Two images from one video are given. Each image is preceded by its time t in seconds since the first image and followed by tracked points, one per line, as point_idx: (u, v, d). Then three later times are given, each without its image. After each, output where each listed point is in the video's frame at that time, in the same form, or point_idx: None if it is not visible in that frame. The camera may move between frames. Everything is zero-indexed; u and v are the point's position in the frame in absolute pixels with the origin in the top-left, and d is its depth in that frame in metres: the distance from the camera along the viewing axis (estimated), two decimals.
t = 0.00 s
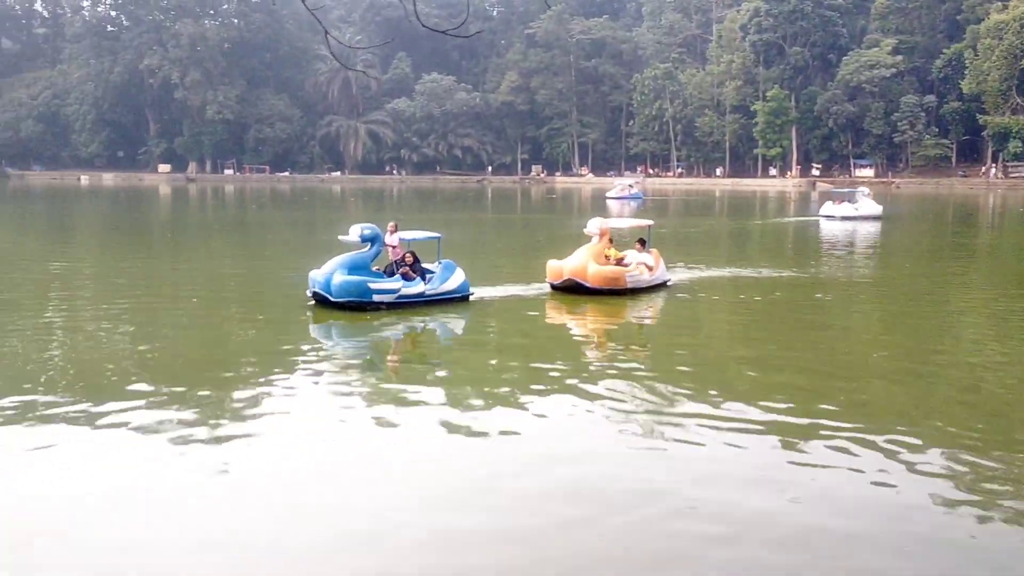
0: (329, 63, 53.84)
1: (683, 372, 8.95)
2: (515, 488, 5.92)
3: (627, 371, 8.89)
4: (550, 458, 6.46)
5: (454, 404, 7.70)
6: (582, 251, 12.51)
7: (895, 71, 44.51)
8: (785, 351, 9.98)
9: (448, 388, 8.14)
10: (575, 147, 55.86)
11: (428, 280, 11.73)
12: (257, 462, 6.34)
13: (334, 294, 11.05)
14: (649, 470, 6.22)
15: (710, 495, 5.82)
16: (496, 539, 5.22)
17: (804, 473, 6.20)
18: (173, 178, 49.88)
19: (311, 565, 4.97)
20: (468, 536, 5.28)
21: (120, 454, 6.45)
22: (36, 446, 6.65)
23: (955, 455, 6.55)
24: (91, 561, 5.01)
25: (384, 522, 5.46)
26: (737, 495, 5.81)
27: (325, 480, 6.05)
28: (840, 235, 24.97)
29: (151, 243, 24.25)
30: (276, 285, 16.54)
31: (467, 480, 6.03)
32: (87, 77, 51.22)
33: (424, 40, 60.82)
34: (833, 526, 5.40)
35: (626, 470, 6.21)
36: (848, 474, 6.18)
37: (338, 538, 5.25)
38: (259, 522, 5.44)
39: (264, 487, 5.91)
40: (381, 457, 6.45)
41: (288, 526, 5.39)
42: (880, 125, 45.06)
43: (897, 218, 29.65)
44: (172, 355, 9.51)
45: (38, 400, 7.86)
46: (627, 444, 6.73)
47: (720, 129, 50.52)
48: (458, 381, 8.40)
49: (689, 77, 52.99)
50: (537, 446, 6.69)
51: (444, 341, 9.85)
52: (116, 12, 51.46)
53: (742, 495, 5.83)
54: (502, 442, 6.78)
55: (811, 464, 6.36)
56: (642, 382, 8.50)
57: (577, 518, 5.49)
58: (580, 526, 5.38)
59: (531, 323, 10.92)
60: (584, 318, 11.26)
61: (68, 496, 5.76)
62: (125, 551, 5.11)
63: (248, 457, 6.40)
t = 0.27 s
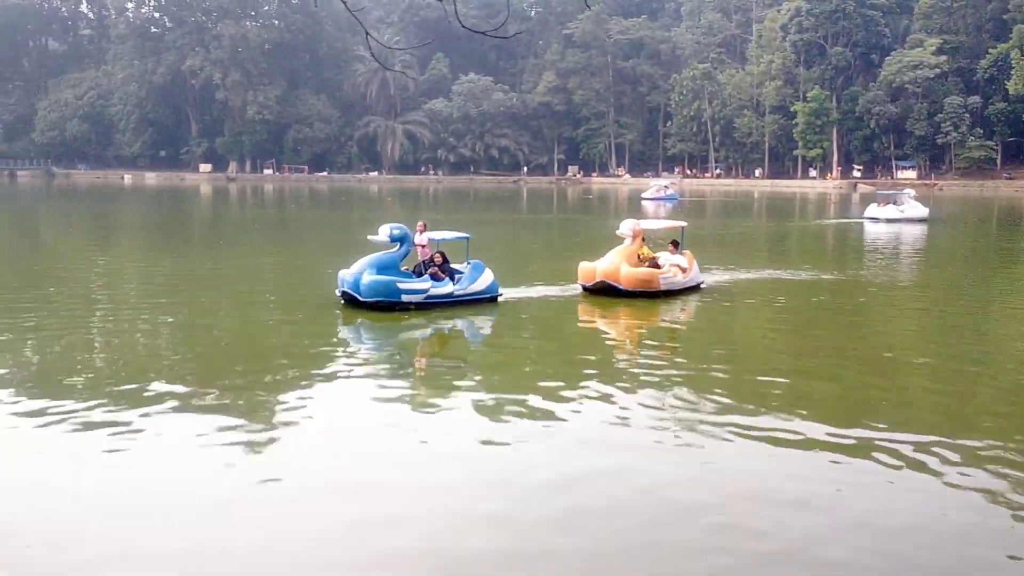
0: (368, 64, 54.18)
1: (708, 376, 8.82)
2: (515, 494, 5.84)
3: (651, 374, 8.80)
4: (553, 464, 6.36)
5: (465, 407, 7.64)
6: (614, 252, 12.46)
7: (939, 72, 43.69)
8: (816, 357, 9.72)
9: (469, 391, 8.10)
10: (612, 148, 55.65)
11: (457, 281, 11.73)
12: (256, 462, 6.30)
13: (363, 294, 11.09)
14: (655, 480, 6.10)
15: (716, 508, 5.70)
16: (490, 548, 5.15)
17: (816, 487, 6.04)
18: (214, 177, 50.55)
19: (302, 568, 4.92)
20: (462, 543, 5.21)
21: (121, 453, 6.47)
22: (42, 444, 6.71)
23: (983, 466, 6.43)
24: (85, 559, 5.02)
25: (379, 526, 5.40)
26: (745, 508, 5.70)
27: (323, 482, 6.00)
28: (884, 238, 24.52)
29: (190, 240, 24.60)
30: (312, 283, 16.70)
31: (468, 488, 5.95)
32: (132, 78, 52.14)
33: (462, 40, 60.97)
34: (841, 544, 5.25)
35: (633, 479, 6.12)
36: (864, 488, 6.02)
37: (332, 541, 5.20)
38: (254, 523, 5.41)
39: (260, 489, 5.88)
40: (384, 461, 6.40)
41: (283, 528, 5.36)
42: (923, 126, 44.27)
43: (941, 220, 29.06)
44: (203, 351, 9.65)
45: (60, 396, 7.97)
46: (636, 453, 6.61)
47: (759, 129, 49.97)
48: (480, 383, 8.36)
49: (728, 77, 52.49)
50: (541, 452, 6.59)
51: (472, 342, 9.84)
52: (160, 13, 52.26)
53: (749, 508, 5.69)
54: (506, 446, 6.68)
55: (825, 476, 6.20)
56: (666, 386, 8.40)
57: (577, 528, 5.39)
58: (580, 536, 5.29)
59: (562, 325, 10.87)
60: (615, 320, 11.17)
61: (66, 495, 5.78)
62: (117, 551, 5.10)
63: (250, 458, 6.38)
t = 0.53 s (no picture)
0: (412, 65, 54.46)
1: (744, 380, 8.66)
2: (528, 499, 5.74)
3: (683, 377, 8.70)
4: (571, 469, 6.25)
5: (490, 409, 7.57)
6: (654, 254, 12.33)
7: (994, 70, 42.50)
8: (859, 363, 9.47)
9: (498, 392, 8.05)
10: (657, 148, 55.23)
11: (493, 282, 11.70)
12: (271, 463, 6.28)
13: (399, 295, 11.12)
14: (676, 487, 5.96)
15: (737, 517, 5.55)
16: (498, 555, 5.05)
17: (845, 498, 5.86)
18: (261, 178, 51.22)
19: (309, 571, 4.88)
20: (471, 549, 5.12)
21: (141, 451, 6.51)
22: (62, 441, 6.78)
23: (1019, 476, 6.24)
24: (95, 555, 5.04)
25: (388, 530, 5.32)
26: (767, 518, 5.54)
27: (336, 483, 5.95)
28: (939, 240, 23.86)
29: (238, 240, 25.01)
30: (353, 283, 16.82)
31: (482, 492, 5.87)
32: (182, 80, 53.11)
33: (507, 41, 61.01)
34: (866, 558, 5.08)
35: (654, 486, 5.99)
36: (896, 500, 5.82)
37: (334, 537, 5.22)
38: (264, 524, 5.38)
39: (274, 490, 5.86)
40: (400, 463, 6.34)
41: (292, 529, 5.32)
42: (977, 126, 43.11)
43: (998, 223, 28.20)
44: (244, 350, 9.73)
45: (93, 391, 8.09)
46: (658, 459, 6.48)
47: (808, 129, 49.10)
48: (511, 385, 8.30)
49: (776, 77, 51.70)
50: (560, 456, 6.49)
51: (507, 343, 9.81)
52: (211, 16, 53.22)
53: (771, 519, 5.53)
54: (525, 450, 6.59)
55: (857, 487, 6.02)
56: (699, 390, 8.26)
57: (589, 535, 5.28)
58: (592, 543, 5.18)
59: (601, 327, 10.77)
60: (655, 323, 11.04)
61: (83, 492, 5.83)
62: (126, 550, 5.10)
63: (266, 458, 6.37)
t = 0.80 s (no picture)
0: (476, 67, 54.64)
1: (803, 383, 8.50)
2: (562, 499, 5.81)
3: (740, 379, 8.57)
4: (614, 478, 6.14)
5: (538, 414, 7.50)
6: (717, 255, 12.13)
7: None
8: (929, 368, 9.19)
9: (549, 396, 7.97)
10: (723, 148, 54.37)
11: (548, 282, 11.66)
12: (310, 463, 6.36)
13: (455, 296, 11.15)
14: (722, 500, 5.81)
15: (785, 534, 5.36)
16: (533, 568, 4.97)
17: (902, 513, 5.63)
18: (328, 181, 51.98)
19: (343, 564, 5.02)
20: (505, 561, 5.04)
21: (189, 450, 6.66)
22: (116, 442, 6.92)
23: None
24: (136, 558, 5.11)
25: (423, 539, 5.28)
26: (817, 535, 5.35)
27: (375, 489, 5.93)
28: (1016, 242, 22.99)
29: (304, 241, 25.36)
30: (414, 284, 16.91)
31: (523, 501, 5.79)
32: (251, 85, 54.23)
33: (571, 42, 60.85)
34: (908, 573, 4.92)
35: (700, 498, 5.83)
36: (956, 517, 5.57)
37: (371, 531, 5.37)
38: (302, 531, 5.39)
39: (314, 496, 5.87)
40: (441, 469, 6.30)
41: (329, 536, 5.31)
42: None
43: None
44: (304, 351, 9.83)
45: (155, 387, 8.38)
46: (705, 470, 6.31)
47: (880, 127, 47.78)
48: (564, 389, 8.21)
49: (847, 74, 50.47)
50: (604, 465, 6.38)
51: (566, 344, 9.77)
52: (280, 22, 54.34)
53: (820, 536, 5.33)
54: (566, 450, 6.64)
55: (916, 502, 5.77)
56: (757, 396, 8.06)
57: (619, 543, 5.22)
58: (622, 551, 5.13)
59: (663, 330, 10.61)
60: (719, 325, 10.86)
61: (136, 485, 6.08)
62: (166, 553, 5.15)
63: (309, 463, 6.39)
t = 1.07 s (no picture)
0: (536, 66, 54.56)
1: (860, 388, 8.28)
2: (598, 499, 5.79)
3: (795, 383, 8.39)
4: (652, 478, 6.09)
5: (581, 413, 7.47)
6: (777, 256, 11.90)
7: None
8: (997, 374, 8.86)
9: (595, 396, 7.92)
10: (787, 145, 53.46)
11: (601, 282, 11.56)
12: (351, 458, 6.45)
13: (506, 296, 11.11)
14: (763, 506, 5.68)
15: (826, 543, 5.23)
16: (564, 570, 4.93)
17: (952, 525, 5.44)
18: (388, 180, 52.52)
19: (377, 557, 5.09)
20: (535, 559, 5.04)
21: (236, 442, 6.81)
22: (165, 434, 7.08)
23: None
24: (175, 545, 5.24)
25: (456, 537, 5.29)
26: (860, 546, 5.20)
27: (412, 486, 5.96)
28: None
29: (363, 241, 25.65)
30: (469, 283, 16.96)
31: (558, 502, 5.76)
32: (314, 86, 55.05)
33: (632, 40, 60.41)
34: None
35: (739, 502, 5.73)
36: (1006, 529, 5.39)
37: (406, 526, 5.43)
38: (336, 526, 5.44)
39: (351, 491, 5.91)
40: (479, 465, 6.33)
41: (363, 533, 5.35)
42: None
43: None
44: (358, 348, 9.94)
45: (207, 381, 8.59)
46: (747, 473, 6.20)
47: (950, 124, 46.31)
48: (612, 391, 8.13)
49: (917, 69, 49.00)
50: (643, 466, 6.30)
51: (617, 345, 9.68)
52: (342, 23, 55.05)
53: (863, 547, 5.18)
54: (606, 450, 6.61)
55: (968, 513, 5.57)
56: (809, 400, 7.87)
57: (653, 545, 5.19)
58: (655, 555, 5.09)
59: (716, 331, 10.44)
60: (777, 328, 10.63)
61: (182, 473, 6.24)
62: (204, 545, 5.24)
63: (348, 458, 6.44)
